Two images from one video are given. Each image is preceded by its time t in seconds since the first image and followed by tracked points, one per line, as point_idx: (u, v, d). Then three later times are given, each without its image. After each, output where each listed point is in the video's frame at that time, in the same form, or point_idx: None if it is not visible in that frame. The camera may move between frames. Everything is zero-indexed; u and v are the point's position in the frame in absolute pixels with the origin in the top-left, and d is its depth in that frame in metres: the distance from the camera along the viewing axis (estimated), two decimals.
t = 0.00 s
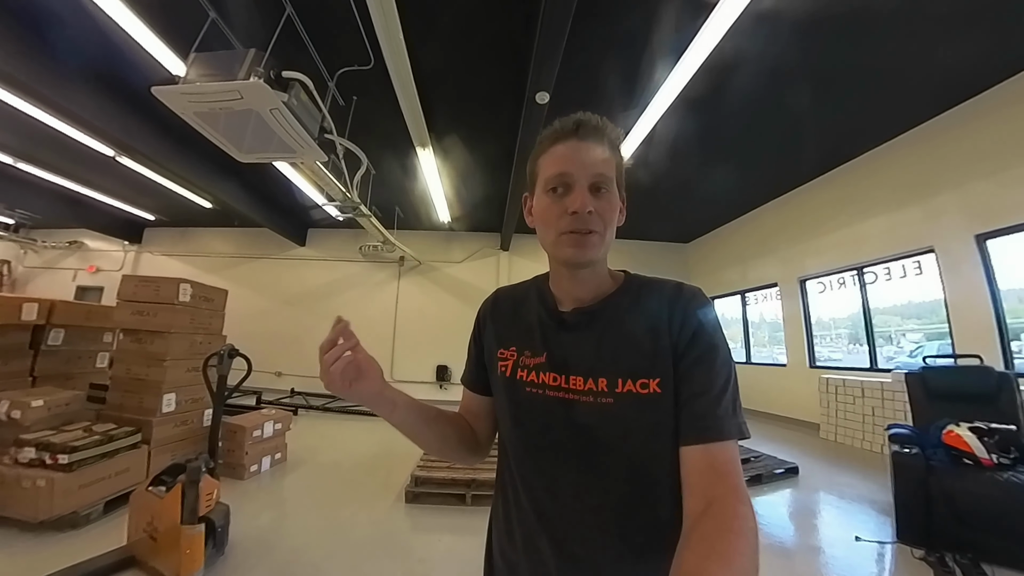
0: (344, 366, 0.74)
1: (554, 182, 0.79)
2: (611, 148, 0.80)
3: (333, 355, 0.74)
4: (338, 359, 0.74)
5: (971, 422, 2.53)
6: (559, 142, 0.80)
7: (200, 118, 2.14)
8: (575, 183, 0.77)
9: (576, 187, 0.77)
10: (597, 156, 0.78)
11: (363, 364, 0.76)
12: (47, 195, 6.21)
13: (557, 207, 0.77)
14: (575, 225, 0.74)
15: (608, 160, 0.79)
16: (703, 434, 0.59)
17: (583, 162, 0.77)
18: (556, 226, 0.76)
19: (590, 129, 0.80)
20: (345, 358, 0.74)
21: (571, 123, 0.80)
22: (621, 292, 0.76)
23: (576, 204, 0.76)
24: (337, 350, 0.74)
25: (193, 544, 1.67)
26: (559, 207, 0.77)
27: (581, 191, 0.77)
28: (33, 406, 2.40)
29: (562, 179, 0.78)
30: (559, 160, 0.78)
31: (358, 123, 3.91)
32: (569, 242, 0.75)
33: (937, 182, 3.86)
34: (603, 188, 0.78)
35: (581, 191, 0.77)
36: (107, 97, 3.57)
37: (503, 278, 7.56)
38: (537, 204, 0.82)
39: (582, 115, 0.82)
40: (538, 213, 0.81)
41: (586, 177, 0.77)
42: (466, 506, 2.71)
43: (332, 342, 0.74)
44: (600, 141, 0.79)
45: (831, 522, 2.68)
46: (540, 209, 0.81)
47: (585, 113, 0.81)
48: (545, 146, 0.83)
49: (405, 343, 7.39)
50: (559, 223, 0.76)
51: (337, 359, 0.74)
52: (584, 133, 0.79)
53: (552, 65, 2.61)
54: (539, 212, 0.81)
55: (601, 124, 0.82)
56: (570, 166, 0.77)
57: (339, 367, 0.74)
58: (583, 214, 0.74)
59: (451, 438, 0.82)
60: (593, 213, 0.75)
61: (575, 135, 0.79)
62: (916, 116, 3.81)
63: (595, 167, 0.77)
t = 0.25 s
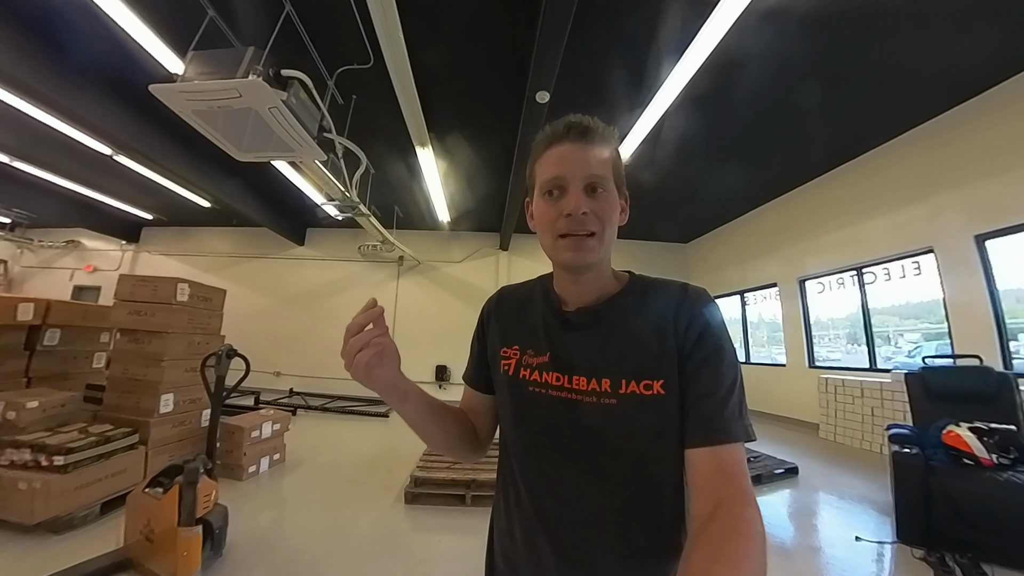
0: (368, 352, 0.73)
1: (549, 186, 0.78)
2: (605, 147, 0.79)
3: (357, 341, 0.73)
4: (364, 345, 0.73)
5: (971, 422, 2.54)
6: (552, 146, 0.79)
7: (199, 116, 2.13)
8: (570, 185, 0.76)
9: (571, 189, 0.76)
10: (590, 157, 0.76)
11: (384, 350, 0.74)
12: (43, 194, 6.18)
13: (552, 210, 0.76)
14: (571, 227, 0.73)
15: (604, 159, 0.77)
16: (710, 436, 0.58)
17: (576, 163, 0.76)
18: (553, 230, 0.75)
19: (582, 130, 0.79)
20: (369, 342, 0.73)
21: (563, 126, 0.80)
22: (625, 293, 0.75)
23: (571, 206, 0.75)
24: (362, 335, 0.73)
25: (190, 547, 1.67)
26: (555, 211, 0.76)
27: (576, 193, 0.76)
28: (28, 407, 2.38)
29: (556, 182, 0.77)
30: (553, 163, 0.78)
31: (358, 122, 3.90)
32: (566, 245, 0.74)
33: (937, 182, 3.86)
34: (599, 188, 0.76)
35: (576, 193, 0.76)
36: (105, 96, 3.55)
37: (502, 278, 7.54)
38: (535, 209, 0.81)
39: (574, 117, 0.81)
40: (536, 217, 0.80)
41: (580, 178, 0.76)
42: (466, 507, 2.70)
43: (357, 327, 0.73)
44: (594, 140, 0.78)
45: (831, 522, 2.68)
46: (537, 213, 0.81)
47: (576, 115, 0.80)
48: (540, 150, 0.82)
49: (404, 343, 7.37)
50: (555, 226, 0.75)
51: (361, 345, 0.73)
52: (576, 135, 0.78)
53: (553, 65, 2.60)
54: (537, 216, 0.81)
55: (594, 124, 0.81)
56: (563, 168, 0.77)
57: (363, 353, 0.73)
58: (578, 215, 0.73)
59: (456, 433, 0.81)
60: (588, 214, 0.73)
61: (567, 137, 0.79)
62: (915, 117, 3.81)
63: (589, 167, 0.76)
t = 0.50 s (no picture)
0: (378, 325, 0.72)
1: (554, 180, 0.78)
2: (613, 143, 0.78)
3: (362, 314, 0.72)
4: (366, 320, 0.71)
5: (971, 422, 2.53)
6: (559, 141, 0.79)
7: (196, 115, 2.11)
8: (574, 180, 0.76)
9: (575, 184, 0.75)
10: (596, 152, 0.76)
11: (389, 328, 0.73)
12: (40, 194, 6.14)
13: (555, 205, 0.76)
14: (572, 222, 0.72)
15: (610, 156, 0.76)
16: (716, 440, 0.57)
17: (582, 159, 0.75)
18: (554, 224, 0.75)
19: (591, 126, 0.78)
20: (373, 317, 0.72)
21: (572, 122, 0.79)
22: (628, 293, 0.74)
23: (573, 201, 0.74)
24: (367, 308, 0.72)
25: (187, 549, 1.65)
26: (558, 205, 0.75)
27: (580, 188, 0.75)
28: (23, 407, 2.37)
29: (561, 177, 0.77)
30: (559, 158, 0.77)
31: (357, 121, 3.88)
32: (567, 240, 0.73)
33: (937, 183, 3.86)
34: (604, 185, 0.75)
35: (580, 188, 0.75)
36: (102, 94, 3.53)
37: (501, 278, 7.53)
38: (539, 204, 0.81)
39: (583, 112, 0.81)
40: (540, 212, 0.80)
41: (585, 173, 0.75)
42: (465, 508, 2.68)
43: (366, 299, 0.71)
44: (601, 137, 0.77)
45: (831, 522, 2.67)
46: (541, 208, 0.80)
47: (586, 111, 0.80)
48: (547, 146, 0.82)
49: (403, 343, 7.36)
50: (557, 220, 0.74)
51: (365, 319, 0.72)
52: (583, 130, 0.78)
53: (553, 64, 2.59)
54: (541, 211, 0.80)
55: (603, 122, 0.80)
56: (568, 163, 0.76)
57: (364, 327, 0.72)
58: (581, 210, 0.72)
59: (453, 430, 0.79)
60: (591, 209, 0.73)
61: (574, 133, 0.78)
62: (915, 117, 3.81)
63: (595, 163, 0.75)
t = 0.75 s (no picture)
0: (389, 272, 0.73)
1: (567, 169, 0.78)
2: (631, 141, 0.79)
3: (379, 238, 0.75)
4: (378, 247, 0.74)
5: (969, 421, 2.54)
6: (578, 131, 0.80)
7: (195, 113, 2.11)
8: (587, 171, 0.76)
9: (588, 175, 0.75)
10: (613, 146, 0.76)
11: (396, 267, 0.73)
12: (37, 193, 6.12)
13: (566, 192, 0.76)
14: (580, 212, 0.72)
15: (626, 152, 0.77)
16: (717, 441, 0.57)
17: (598, 150, 0.76)
18: (563, 211, 0.75)
19: (610, 121, 0.79)
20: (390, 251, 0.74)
21: (593, 114, 0.80)
22: (630, 290, 0.74)
23: (584, 190, 0.74)
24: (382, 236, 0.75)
25: (185, 548, 1.65)
26: (568, 193, 0.75)
27: (592, 178, 0.75)
28: (22, 407, 2.37)
29: (575, 165, 0.77)
30: (575, 147, 0.78)
31: (356, 120, 3.88)
32: (573, 228, 0.73)
33: (935, 183, 3.88)
34: (616, 179, 0.75)
35: (592, 178, 0.75)
36: (101, 94, 3.53)
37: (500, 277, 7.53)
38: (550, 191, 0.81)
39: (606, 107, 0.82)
40: (549, 199, 0.80)
41: (599, 165, 0.75)
42: (465, 507, 2.68)
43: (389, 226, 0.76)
44: (618, 133, 0.78)
45: (830, 521, 2.68)
46: (551, 196, 0.80)
47: (608, 105, 0.80)
48: (565, 136, 0.83)
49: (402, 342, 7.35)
50: (565, 208, 0.74)
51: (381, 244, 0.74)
52: (602, 123, 0.79)
53: (553, 63, 2.59)
54: (550, 199, 0.80)
55: (625, 119, 0.81)
56: (584, 153, 0.76)
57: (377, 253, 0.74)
58: (590, 200, 0.73)
59: (448, 427, 0.74)
60: (599, 200, 0.73)
61: (594, 125, 0.79)
62: (913, 117, 3.82)
63: (610, 157, 0.76)
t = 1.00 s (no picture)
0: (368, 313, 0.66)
1: (584, 168, 0.79)
2: (646, 147, 0.82)
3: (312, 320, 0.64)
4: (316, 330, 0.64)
5: (962, 421, 2.57)
6: (597, 132, 0.81)
7: (196, 115, 2.12)
8: (605, 172, 0.77)
9: (606, 176, 0.77)
10: (631, 150, 0.79)
11: (351, 318, 0.65)
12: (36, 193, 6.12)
13: (582, 192, 0.77)
14: (597, 213, 0.74)
15: (642, 158, 0.79)
16: (712, 450, 0.59)
17: (617, 154, 0.78)
18: (579, 211, 0.76)
19: (629, 126, 0.81)
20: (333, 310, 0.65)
21: (612, 116, 0.81)
22: (629, 293, 0.77)
23: (602, 192, 0.76)
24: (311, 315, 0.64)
25: (187, 545, 1.65)
26: (584, 193, 0.77)
27: (610, 179, 0.77)
28: (23, 407, 2.38)
29: (593, 165, 0.78)
30: (594, 148, 0.79)
31: (356, 121, 3.90)
32: (588, 228, 0.74)
33: (931, 184, 3.90)
34: (632, 183, 0.78)
35: (610, 180, 0.77)
36: (102, 95, 3.54)
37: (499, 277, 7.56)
38: (563, 188, 0.82)
39: (625, 110, 0.84)
40: (562, 197, 0.81)
41: (617, 168, 0.77)
42: (463, 506, 2.70)
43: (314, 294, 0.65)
44: (636, 138, 0.80)
45: (826, 520, 2.70)
46: (565, 193, 0.81)
47: (627, 110, 0.82)
48: (581, 134, 0.84)
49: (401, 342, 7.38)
50: (582, 207, 0.75)
51: (317, 317, 0.64)
52: (622, 126, 0.81)
53: (551, 65, 2.61)
54: (563, 196, 0.81)
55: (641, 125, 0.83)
56: (604, 154, 0.78)
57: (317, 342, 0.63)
58: (608, 202, 0.74)
59: (446, 425, 0.78)
60: (617, 204, 0.75)
61: (613, 127, 0.81)
62: (909, 119, 3.85)
63: (628, 161, 0.78)
